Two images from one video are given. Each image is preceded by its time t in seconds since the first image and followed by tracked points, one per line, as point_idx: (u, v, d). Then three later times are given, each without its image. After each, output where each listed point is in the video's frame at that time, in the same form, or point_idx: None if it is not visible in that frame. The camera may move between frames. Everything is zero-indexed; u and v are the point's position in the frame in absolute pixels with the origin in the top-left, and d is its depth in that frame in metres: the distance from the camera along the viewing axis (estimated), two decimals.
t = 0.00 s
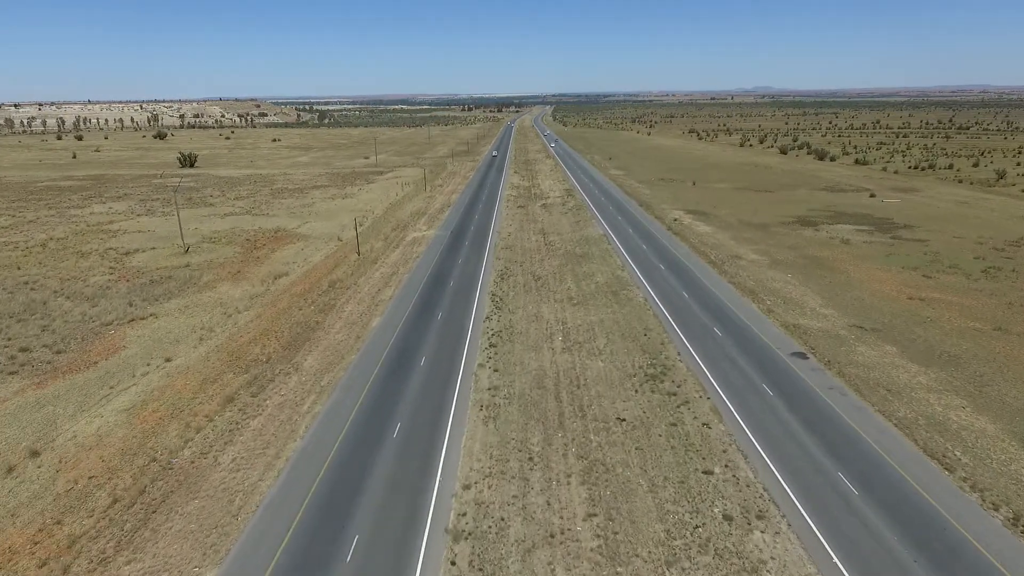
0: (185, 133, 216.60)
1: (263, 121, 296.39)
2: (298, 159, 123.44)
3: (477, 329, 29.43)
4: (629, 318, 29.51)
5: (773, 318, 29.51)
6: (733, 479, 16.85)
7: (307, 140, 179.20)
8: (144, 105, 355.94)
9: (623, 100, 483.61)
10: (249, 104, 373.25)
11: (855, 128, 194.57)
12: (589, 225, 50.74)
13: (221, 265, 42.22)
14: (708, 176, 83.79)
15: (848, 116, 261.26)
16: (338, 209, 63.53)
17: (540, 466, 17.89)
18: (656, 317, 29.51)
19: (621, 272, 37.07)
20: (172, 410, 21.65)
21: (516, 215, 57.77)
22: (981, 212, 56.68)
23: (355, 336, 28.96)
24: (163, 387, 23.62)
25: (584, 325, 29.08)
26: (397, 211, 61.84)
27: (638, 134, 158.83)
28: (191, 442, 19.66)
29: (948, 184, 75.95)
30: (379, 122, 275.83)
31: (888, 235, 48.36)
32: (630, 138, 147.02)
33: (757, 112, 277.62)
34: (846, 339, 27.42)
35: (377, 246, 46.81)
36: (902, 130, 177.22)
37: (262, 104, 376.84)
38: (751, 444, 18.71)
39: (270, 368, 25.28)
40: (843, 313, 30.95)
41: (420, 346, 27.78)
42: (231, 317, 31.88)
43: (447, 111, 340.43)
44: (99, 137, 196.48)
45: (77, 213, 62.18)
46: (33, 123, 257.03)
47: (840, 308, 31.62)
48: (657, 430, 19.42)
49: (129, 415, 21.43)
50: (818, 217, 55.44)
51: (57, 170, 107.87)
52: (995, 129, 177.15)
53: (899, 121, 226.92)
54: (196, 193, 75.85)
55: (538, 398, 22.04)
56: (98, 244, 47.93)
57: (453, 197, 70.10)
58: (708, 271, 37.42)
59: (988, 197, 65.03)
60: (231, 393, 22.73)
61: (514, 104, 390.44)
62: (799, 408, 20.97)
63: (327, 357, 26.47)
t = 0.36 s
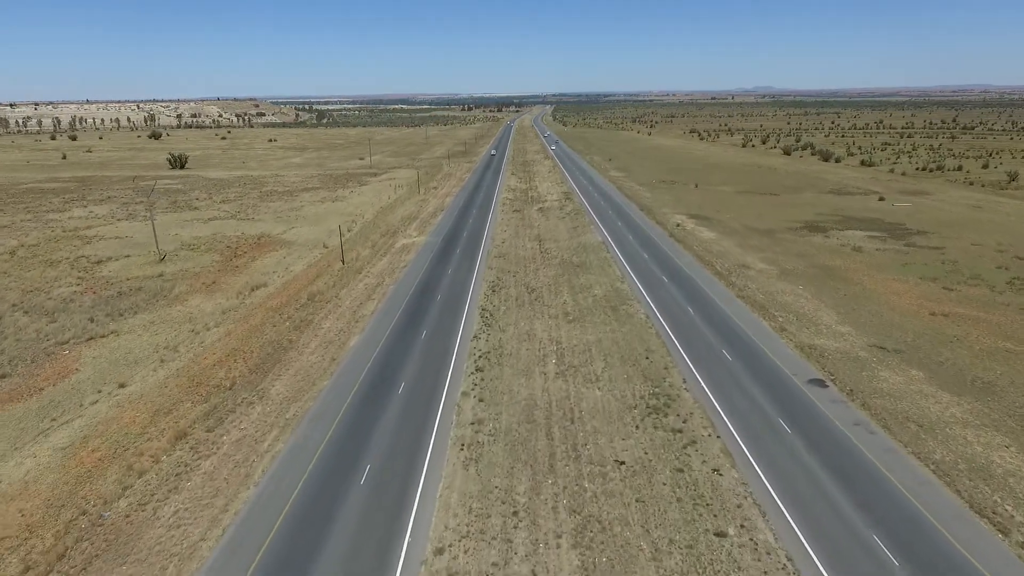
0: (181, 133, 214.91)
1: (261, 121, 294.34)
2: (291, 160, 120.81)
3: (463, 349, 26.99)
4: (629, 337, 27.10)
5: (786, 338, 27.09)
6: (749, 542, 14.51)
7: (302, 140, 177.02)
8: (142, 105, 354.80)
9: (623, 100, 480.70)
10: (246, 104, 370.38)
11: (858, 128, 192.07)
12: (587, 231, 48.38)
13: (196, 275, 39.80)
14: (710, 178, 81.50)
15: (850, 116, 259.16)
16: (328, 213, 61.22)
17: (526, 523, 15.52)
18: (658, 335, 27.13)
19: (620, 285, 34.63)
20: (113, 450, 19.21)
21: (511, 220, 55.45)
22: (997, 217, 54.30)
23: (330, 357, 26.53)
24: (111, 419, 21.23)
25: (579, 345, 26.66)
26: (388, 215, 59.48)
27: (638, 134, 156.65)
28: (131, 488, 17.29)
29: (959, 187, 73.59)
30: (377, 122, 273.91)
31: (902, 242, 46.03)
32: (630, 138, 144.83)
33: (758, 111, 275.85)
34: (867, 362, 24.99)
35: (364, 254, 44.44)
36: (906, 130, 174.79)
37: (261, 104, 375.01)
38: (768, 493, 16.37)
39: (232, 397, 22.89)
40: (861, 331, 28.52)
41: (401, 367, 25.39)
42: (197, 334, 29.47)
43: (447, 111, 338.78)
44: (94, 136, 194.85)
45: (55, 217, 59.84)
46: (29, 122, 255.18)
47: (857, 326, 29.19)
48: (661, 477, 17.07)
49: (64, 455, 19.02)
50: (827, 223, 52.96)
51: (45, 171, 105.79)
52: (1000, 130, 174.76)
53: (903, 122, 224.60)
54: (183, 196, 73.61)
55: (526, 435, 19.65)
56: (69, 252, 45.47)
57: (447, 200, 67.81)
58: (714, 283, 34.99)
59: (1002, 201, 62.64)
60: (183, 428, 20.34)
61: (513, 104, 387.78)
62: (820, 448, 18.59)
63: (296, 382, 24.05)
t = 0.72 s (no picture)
0: (177, 133, 213.17)
1: (259, 121, 292.44)
2: (284, 161, 118.13)
3: (446, 374, 24.55)
4: (629, 361, 24.65)
5: (801, 362, 24.65)
6: None
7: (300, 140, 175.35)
8: (141, 104, 353.63)
9: (624, 100, 478.82)
10: (244, 104, 367.41)
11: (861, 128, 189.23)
12: (585, 239, 45.97)
13: (168, 287, 37.41)
14: (713, 180, 79.16)
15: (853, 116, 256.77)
16: (316, 218, 58.88)
17: None
18: (661, 359, 24.71)
19: (620, 299, 32.20)
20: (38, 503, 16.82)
21: (506, 226, 53.09)
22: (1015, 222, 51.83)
23: (299, 384, 24.09)
24: (43, 462, 18.85)
25: (574, 371, 24.22)
26: (378, 220, 57.11)
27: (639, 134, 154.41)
28: (50, 553, 14.94)
29: (971, 190, 71.11)
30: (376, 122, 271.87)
31: (917, 251, 43.59)
32: (631, 138, 142.65)
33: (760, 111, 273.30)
34: (892, 390, 22.55)
35: (349, 263, 42.03)
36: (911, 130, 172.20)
37: (260, 104, 373.56)
38: (789, 562, 14.02)
39: (185, 433, 20.49)
40: (881, 353, 26.08)
41: (377, 396, 23.01)
42: (158, 356, 27.07)
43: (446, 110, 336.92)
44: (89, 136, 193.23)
45: (32, 222, 57.55)
46: (25, 122, 253.65)
47: (878, 347, 26.75)
48: (665, 539, 14.71)
49: None
50: (837, 229, 50.47)
51: (34, 172, 103.65)
52: (1006, 130, 172.24)
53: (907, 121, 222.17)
54: (169, 200, 71.32)
55: (511, 484, 17.23)
56: (38, 261, 42.98)
57: (441, 204, 65.49)
58: (720, 297, 32.55)
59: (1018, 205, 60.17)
60: (123, 472, 17.97)
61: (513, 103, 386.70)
62: (847, 501, 16.17)
63: (258, 415, 21.62)
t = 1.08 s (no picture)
0: (173, 133, 211.17)
1: (257, 121, 290.51)
2: (277, 162, 115.43)
3: (425, 405, 22.10)
4: (629, 391, 22.16)
5: (820, 392, 22.18)
6: None
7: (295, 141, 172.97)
8: (137, 104, 351.20)
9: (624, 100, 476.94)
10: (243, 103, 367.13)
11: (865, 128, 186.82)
12: (582, 246, 43.51)
13: (136, 300, 35.00)
14: (716, 182, 76.76)
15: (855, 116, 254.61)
16: (303, 222, 56.49)
17: None
18: (664, 388, 22.21)
19: (619, 316, 29.73)
20: None
21: (500, 231, 50.69)
22: None
23: (262, 417, 21.62)
24: None
25: (567, 402, 21.74)
26: (368, 225, 54.68)
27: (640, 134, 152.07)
28: None
29: (983, 193, 68.62)
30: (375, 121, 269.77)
31: (934, 259, 41.14)
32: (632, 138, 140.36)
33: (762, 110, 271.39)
34: (923, 425, 20.12)
35: (331, 272, 39.57)
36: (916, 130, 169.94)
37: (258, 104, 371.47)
38: None
39: (124, 478, 18.05)
40: (907, 380, 23.61)
41: (345, 431, 20.53)
42: (111, 382, 24.62)
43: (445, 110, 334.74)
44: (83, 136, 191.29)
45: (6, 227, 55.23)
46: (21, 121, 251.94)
47: (903, 372, 24.28)
48: None
49: None
50: (848, 235, 47.99)
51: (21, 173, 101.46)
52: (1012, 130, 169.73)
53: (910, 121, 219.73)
54: (154, 203, 68.99)
55: (490, 549, 14.76)
56: (3, 271, 40.63)
57: (434, 207, 63.12)
58: (727, 313, 30.05)
59: None
60: (42, 530, 15.56)
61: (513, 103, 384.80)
62: (886, 572, 13.71)
63: (210, 456, 19.15)
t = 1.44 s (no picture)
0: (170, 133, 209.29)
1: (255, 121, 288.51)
2: (271, 164, 113.05)
3: (402, 443, 19.69)
4: (630, 428, 19.70)
5: (846, 429, 19.73)
6: None
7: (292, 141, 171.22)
8: (137, 104, 350.51)
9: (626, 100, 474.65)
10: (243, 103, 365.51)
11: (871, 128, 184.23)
12: (580, 255, 41.06)
13: (100, 315, 32.56)
14: (720, 185, 74.31)
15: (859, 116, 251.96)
16: (290, 228, 54.10)
17: None
18: (670, 425, 19.78)
19: (620, 336, 27.30)
20: None
21: (495, 238, 48.26)
22: None
23: (217, 457, 19.19)
24: None
25: (561, 441, 19.29)
26: (357, 231, 52.28)
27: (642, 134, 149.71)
28: None
29: (999, 196, 66.05)
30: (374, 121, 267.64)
31: (955, 270, 38.65)
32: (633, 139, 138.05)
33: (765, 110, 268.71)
34: (968, 471, 17.63)
35: (313, 284, 37.13)
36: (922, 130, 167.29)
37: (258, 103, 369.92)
38: None
39: (47, 539, 15.64)
40: (942, 413, 21.12)
41: (309, 474, 18.16)
42: (54, 414, 22.17)
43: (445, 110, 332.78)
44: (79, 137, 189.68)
45: None
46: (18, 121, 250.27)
47: (936, 403, 21.80)
48: None
49: None
50: (861, 243, 45.45)
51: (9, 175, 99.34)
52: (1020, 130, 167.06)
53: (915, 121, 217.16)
54: (138, 207, 66.64)
55: None
56: None
57: (428, 212, 60.76)
58: (737, 333, 27.62)
59: None
60: None
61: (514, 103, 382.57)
62: None
63: (151, 508, 16.74)
